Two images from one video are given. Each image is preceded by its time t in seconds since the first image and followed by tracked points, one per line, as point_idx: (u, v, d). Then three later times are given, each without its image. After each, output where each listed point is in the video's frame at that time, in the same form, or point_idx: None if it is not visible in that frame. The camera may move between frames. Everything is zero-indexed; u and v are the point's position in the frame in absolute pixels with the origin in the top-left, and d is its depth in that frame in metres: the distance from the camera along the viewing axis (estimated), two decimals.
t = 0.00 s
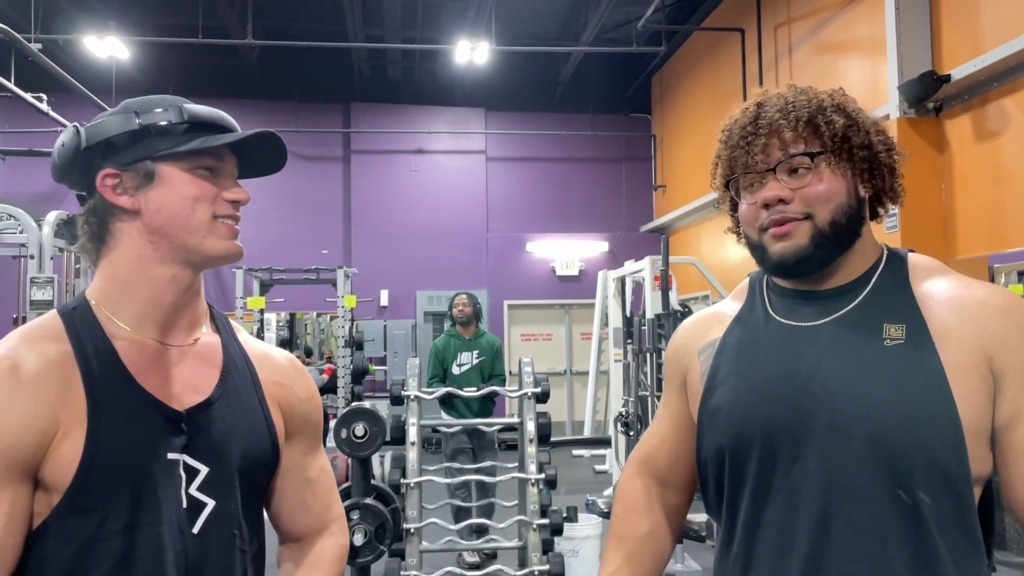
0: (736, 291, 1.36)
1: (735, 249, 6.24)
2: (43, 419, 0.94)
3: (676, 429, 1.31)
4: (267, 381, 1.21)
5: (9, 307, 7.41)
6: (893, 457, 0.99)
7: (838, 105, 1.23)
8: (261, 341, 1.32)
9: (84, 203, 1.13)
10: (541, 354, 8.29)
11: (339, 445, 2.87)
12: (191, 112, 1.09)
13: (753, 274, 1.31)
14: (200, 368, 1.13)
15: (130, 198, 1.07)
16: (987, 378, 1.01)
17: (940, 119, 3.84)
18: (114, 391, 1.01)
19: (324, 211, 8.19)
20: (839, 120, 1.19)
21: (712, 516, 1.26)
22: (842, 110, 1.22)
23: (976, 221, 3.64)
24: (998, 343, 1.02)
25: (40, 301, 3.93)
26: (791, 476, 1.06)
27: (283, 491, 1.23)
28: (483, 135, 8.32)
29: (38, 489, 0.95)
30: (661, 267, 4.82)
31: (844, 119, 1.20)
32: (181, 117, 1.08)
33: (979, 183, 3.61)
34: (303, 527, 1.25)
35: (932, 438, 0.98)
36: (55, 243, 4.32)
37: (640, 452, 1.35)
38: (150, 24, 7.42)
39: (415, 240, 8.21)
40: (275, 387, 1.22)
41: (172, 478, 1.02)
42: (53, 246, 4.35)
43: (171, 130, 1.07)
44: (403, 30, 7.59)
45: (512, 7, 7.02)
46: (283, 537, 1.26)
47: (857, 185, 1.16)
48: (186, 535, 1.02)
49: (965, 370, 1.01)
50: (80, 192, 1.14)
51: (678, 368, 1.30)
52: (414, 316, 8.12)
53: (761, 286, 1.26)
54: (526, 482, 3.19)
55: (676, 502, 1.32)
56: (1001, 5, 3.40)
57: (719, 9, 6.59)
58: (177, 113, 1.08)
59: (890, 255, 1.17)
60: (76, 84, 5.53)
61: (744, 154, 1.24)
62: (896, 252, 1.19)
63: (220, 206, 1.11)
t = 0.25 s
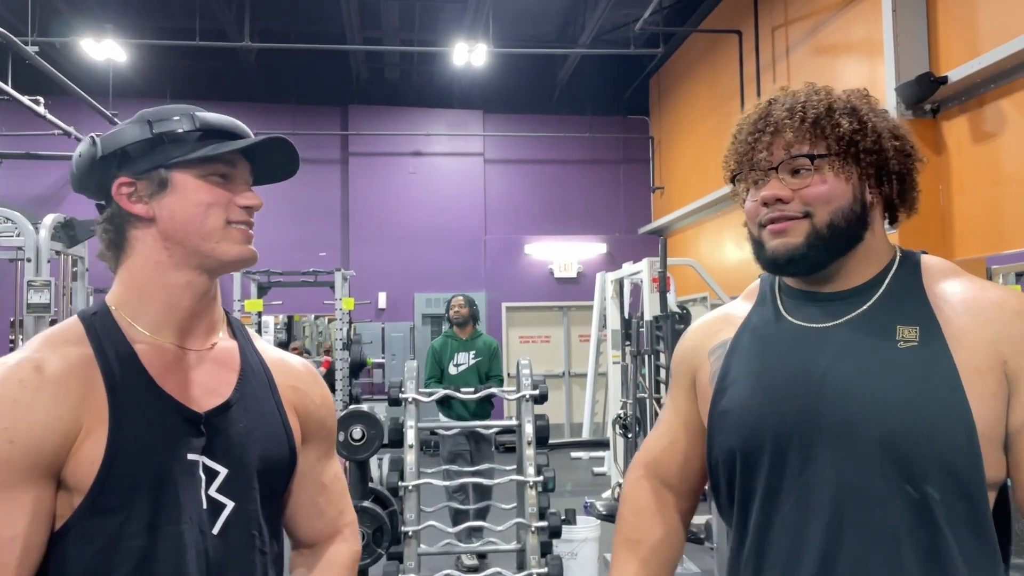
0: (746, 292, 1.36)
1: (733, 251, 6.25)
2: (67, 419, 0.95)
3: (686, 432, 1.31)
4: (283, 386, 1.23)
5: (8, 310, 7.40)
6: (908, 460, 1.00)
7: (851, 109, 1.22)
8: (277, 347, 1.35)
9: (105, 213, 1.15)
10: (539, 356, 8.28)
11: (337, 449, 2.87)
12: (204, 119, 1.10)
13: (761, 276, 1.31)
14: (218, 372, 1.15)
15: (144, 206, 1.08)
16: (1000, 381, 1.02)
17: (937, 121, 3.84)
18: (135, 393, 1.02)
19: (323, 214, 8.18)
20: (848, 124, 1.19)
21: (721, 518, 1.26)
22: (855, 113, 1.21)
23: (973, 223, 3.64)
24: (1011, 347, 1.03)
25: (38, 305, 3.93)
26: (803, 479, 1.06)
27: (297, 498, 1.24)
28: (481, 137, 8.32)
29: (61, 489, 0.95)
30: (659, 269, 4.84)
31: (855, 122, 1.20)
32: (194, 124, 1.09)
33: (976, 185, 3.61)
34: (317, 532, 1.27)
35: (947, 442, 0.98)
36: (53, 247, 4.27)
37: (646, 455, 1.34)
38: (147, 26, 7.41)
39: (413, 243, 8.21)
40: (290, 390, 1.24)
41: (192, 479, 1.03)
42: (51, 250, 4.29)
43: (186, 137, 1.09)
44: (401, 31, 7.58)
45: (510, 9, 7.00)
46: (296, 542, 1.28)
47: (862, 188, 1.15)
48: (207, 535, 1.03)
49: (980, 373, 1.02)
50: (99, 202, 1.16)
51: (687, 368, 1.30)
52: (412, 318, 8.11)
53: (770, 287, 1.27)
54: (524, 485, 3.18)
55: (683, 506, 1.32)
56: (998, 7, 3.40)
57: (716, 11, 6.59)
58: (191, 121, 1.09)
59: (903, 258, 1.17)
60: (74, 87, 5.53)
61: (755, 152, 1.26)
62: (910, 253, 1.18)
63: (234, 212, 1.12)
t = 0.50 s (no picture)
0: (775, 290, 1.37)
1: (732, 252, 6.25)
2: (80, 419, 0.96)
3: (718, 440, 1.30)
4: (297, 389, 1.23)
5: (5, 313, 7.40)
6: (931, 466, 0.99)
7: (884, 106, 1.21)
8: (294, 352, 1.35)
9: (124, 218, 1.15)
10: (537, 359, 8.20)
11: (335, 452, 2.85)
12: (227, 130, 1.10)
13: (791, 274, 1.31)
14: (233, 375, 1.15)
15: (162, 213, 1.08)
16: None
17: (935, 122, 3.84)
18: (148, 394, 1.02)
19: (321, 216, 8.18)
20: (878, 121, 1.18)
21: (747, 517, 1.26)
22: (887, 111, 1.21)
23: (972, 224, 3.64)
24: None
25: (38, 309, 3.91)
26: (825, 481, 1.07)
27: (316, 501, 1.25)
28: (479, 139, 8.32)
29: (74, 491, 0.96)
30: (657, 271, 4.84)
31: (887, 120, 1.19)
32: (218, 133, 1.09)
33: (974, 186, 3.61)
34: (335, 536, 1.27)
35: (970, 448, 0.97)
36: (50, 250, 4.26)
37: (682, 467, 1.33)
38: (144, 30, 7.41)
39: (411, 245, 8.20)
40: (304, 394, 1.23)
41: (205, 481, 1.03)
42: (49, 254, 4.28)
43: (207, 146, 1.09)
44: (398, 34, 7.59)
45: (508, 11, 7.00)
46: (317, 547, 1.29)
47: (886, 187, 1.15)
48: (221, 538, 1.03)
49: (1011, 377, 1.01)
50: (122, 206, 1.16)
51: (710, 367, 1.31)
52: (410, 320, 8.11)
53: (799, 286, 1.28)
54: (523, 486, 3.18)
55: (723, 515, 1.31)
56: (996, 8, 3.41)
57: (714, 13, 6.60)
58: (214, 130, 1.09)
59: (936, 256, 1.16)
60: (73, 90, 5.53)
61: (780, 147, 1.28)
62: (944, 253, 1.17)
63: (248, 223, 1.11)
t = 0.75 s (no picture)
0: (816, 291, 1.31)
1: (733, 254, 6.26)
2: (97, 427, 0.96)
3: (748, 438, 1.28)
4: (320, 403, 1.20)
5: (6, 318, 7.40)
6: (949, 479, 0.94)
7: (924, 105, 1.12)
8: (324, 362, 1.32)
9: (157, 229, 1.18)
10: (538, 361, 8.21)
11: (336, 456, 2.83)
12: (237, 136, 1.08)
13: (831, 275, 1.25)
14: (254, 390, 1.14)
15: (177, 224, 1.09)
16: None
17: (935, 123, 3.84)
18: (166, 404, 1.02)
19: (321, 219, 8.19)
20: (915, 123, 1.10)
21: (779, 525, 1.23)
22: (924, 110, 1.12)
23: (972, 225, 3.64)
24: None
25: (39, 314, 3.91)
26: (842, 492, 1.04)
27: (336, 514, 1.23)
28: (479, 141, 8.33)
29: (90, 497, 0.96)
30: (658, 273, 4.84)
31: (926, 121, 1.11)
32: (226, 140, 1.07)
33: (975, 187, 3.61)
34: (358, 546, 1.25)
35: (989, 462, 0.91)
36: (50, 254, 4.26)
37: (713, 462, 1.33)
38: (144, 34, 7.43)
39: (412, 247, 8.21)
40: (327, 409, 1.20)
41: (217, 492, 1.02)
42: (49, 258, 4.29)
43: (215, 154, 1.07)
44: (398, 38, 7.61)
45: (507, 15, 7.03)
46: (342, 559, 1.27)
47: (923, 193, 1.07)
48: (232, 552, 1.01)
49: None
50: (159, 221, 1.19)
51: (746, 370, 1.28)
52: (411, 323, 8.12)
53: (836, 290, 1.21)
54: (524, 489, 3.19)
55: (751, 515, 1.30)
56: (995, 10, 3.41)
57: (713, 15, 6.60)
58: (224, 137, 1.08)
59: (980, 259, 1.07)
60: (74, 95, 5.54)
61: (812, 152, 1.20)
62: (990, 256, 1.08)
63: (253, 231, 1.07)
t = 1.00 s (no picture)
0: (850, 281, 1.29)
1: (739, 254, 6.24)
2: (118, 429, 0.94)
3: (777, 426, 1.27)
4: (336, 411, 1.17)
5: (12, 320, 7.42)
6: (949, 489, 0.94)
7: (965, 101, 1.09)
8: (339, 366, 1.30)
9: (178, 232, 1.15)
10: (544, 362, 8.21)
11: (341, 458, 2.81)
12: (258, 145, 1.01)
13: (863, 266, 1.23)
14: (276, 396, 1.11)
15: (195, 233, 1.05)
16: None
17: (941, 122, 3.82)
18: (190, 409, 1.00)
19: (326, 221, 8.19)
20: (953, 119, 1.07)
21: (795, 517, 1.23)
22: (964, 105, 1.08)
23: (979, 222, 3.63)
24: None
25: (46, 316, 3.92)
26: (847, 491, 1.04)
27: (349, 520, 1.21)
28: (484, 142, 8.32)
29: (108, 498, 0.94)
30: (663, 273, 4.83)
31: (965, 117, 1.07)
32: (247, 151, 1.00)
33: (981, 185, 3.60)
34: (375, 553, 1.24)
35: (985, 473, 0.91)
36: (57, 257, 4.28)
37: (745, 446, 1.32)
38: (148, 37, 7.45)
39: (417, 248, 8.21)
40: (343, 417, 1.18)
41: (236, 501, 1.00)
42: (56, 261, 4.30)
43: (236, 163, 1.01)
44: (402, 39, 7.60)
45: (511, 15, 7.02)
46: (355, 565, 1.26)
47: (959, 192, 1.04)
48: (249, 561, 0.99)
49: None
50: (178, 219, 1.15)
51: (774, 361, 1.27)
52: (417, 324, 8.12)
53: (864, 284, 1.19)
54: (530, 490, 3.19)
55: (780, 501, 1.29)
56: (1001, 8, 3.39)
57: (717, 15, 6.59)
58: (244, 146, 1.01)
59: (1011, 263, 1.04)
60: (81, 99, 5.55)
61: (845, 146, 1.17)
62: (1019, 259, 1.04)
63: (268, 244, 1.03)
